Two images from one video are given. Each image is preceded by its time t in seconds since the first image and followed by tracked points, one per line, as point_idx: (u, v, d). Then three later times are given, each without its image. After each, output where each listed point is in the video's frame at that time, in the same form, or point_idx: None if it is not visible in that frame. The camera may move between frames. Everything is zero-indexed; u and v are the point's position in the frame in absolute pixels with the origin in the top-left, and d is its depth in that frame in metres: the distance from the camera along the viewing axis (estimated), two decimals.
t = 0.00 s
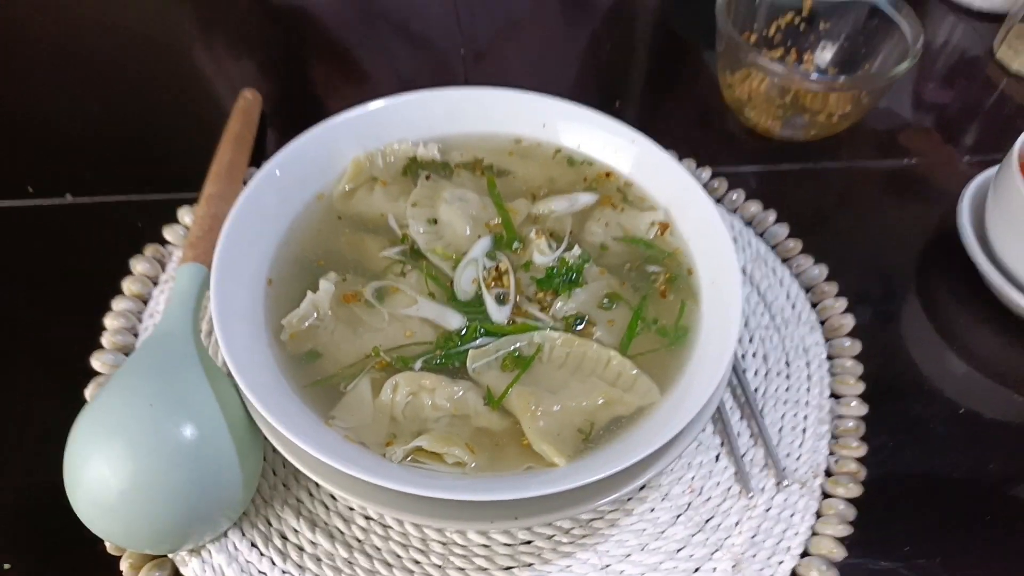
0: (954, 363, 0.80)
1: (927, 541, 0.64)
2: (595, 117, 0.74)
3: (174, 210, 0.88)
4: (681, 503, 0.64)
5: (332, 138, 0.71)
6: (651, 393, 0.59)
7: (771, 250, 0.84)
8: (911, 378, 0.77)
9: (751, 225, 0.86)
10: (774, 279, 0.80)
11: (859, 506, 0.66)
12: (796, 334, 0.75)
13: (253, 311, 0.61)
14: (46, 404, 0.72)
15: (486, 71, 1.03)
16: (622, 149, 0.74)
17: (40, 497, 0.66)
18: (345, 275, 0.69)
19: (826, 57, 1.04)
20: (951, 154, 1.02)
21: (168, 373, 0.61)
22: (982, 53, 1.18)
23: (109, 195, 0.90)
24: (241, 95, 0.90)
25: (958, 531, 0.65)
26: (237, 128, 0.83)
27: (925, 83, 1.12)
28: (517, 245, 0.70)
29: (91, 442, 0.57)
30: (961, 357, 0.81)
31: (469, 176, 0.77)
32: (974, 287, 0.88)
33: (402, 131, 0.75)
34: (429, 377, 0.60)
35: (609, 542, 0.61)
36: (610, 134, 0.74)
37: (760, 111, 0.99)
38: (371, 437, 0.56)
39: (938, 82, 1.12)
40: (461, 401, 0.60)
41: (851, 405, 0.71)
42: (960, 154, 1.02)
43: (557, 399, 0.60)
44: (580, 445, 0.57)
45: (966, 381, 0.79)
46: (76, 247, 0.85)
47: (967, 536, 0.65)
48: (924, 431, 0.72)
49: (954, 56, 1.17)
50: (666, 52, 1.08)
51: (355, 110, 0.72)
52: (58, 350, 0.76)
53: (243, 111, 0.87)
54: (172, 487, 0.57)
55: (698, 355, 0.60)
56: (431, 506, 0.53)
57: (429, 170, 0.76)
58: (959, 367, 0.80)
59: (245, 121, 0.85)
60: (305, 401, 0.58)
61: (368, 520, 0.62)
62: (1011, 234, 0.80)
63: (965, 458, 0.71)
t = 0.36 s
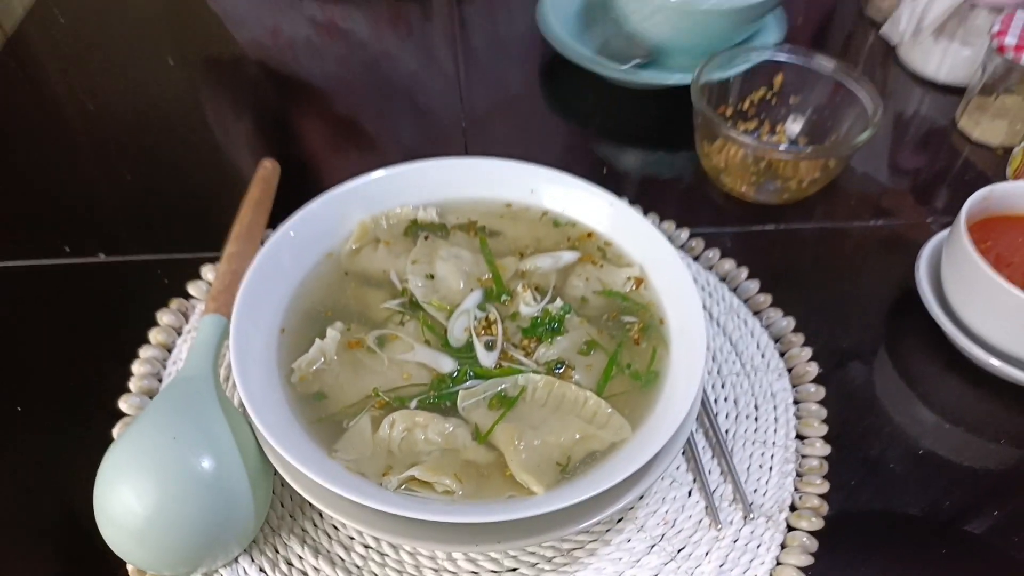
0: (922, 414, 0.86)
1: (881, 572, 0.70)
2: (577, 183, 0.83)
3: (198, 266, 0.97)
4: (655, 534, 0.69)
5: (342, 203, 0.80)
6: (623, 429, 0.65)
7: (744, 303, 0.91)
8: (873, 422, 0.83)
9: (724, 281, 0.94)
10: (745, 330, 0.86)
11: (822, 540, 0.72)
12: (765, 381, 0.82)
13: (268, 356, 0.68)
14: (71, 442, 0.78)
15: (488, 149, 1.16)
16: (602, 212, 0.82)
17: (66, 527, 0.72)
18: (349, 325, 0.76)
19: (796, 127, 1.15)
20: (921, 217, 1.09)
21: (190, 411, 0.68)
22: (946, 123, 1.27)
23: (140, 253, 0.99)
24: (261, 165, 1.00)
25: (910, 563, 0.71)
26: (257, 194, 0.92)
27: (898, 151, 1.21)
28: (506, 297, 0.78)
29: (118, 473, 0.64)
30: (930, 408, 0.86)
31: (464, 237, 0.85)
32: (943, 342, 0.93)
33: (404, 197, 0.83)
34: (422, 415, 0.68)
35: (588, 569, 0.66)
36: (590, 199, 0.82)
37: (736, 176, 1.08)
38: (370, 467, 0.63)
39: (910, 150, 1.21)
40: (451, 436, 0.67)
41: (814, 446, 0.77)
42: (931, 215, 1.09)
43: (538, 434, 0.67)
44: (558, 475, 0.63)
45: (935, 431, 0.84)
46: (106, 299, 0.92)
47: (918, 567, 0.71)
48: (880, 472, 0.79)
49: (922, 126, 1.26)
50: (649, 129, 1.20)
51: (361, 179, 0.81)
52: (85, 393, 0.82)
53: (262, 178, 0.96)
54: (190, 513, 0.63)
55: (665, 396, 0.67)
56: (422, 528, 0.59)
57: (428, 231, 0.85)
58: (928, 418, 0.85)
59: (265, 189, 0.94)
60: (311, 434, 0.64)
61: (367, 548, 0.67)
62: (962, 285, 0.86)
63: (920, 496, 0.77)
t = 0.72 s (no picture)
0: (909, 442, 0.89)
1: None
2: (573, 224, 0.89)
3: (215, 302, 1.02)
4: (648, 554, 0.72)
5: (352, 241, 0.86)
6: (615, 452, 0.69)
7: (735, 335, 0.95)
8: (859, 448, 0.87)
9: (716, 313, 0.98)
10: (735, 360, 0.91)
11: (811, 561, 0.75)
12: (754, 409, 0.85)
13: (280, 383, 0.73)
14: (93, 467, 0.82)
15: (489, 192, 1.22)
16: (596, 249, 0.88)
17: (87, 547, 0.75)
18: (357, 356, 0.81)
19: (784, 168, 1.20)
20: (908, 253, 1.13)
21: (206, 436, 0.72)
22: (930, 162, 1.32)
23: (160, 290, 1.04)
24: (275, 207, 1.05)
25: None
26: (271, 235, 0.98)
27: (886, 191, 1.26)
28: (505, 328, 0.83)
29: (139, 493, 0.68)
30: (916, 436, 0.90)
31: (466, 273, 0.89)
32: (928, 372, 0.97)
33: (409, 236, 0.89)
34: (425, 438, 0.71)
35: None
36: (585, 237, 0.88)
37: (726, 215, 1.14)
38: (374, 488, 0.67)
39: (897, 190, 1.26)
40: (453, 459, 0.71)
41: (802, 470, 0.80)
42: (918, 251, 1.14)
43: (533, 457, 0.70)
44: (553, 495, 0.67)
45: (922, 458, 0.87)
46: (126, 332, 0.97)
47: None
48: (866, 496, 0.82)
49: (909, 166, 1.31)
50: (642, 174, 1.26)
51: (369, 220, 0.87)
52: (106, 420, 0.87)
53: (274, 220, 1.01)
54: (206, 532, 0.66)
55: (655, 422, 0.71)
56: (424, 545, 0.63)
57: (431, 267, 0.90)
58: (915, 446, 0.88)
59: (279, 229, 1.00)
60: (320, 458, 0.68)
61: (373, 568, 0.71)
62: (941, 316, 0.90)
63: (904, 519, 0.80)
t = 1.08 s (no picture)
0: (929, 455, 0.87)
1: None
2: (585, 230, 0.88)
3: (223, 312, 1.01)
4: (667, 570, 0.70)
5: (363, 251, 0.86)
6: (632, 464, 0.68)
7: (750, 345, 0.94)
8: (878, 461, 0.85)
9: (731, 323, 0.97)
10: (751, 371, 0.89)
11: None
12: (772, 420, 0.84)
13: (292, 393, 0.72)
14: (99, 480, 0.81)
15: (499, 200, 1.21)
16: (610, 257, 0.87)
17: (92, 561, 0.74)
18: (368, 366, 0.79)
19: (797, 178, 1.17)
20: (922, 263, 1.12)
21: (214, 447, 0.70)
22: (943, 171, 1.31)
23: (168, 300, 1.03)
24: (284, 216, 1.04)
25: None
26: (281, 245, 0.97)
27: (898, 200, 1.24)
28: (518, 337, 0.81)
29: (147, 508, 0.66)
30: (936, 449, 0.88)
31: (478, 280, 0.88)
32: (946, 384, 0.95)
33: (421, 245, 0.89)
34: (438, 450, 0.70)
35: None
36: (600, 245, 0.87)
37: (739, 224, 1.13)
38: (387, 500, 0.65)
39: (909, 199, 1.25)
40: (467, 471, 0.69)
41: (823, 483, 0.78)
42: (933, 261, 1.12)
43: (550, 468, 0.68)
44: (570, 508, 0.65)
45: (944, 472, 0.85)
46: (134, 342, 0.96)
47: None
48: (888, 510, 0.80)
49: (921, 175, 1.30)
50: (652, 184, 1.26)
51: (381, 229, 0.86)
52: (113, 432, 0.86)
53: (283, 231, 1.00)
54: (215, 545, 0.65)
55: (673, 434, 0.69)
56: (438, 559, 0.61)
57: (443, 276, 0.88)
58: (935, 459, 0.87)
59: (288, 240, 0.99)
60: (332, 470, 0.67)
61: None
62: (958, 323, 0.89)
63: (927, 534, 0.78)
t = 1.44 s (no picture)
0: (941, 500, 0.86)
1: None
2: (590, 272, 0.88)
3: (227, 353, 1.01)
4: None
5: (369, 293, 0.85)
6: (641, 508, 0.67)
7: (757, 386, 0.93)
8: (890, 505, 0.84)
9: (737, 364, 0.96)
10: (758, 413, 0.88)
11: None
12: (781, 462, 0.83)
13: (295, 436, 0.71)
14: (98, 524, 0.80)
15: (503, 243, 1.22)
16: (616, 298, 0.87)
17: None
18: (373, 407, 0.79)
19: (800, 221, 1.20)
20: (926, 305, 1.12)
21: (216, 490, 0.69)
22: (944, 214, 1.32)
23: (171, 341, 1.03)
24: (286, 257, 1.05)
25: None
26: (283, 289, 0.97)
27: (900, 244, 1.25)
28: (524, 378, 0.81)
29: (147, 553, 0.65)
30: (949, 493, 0.86)
31: (483, 321, 0.89)
32: (956, 426, 0.94)
33: (425, 286, 0.89)
34: (444, 492, 0.69)
35: None
36: (605, 287, 0.87)
37: (743, 266, 1.13)
38: (390, 544, 0.64)
39: (911, 242, 1.25)
40: (472, 514, 0.68)
41: (834, 527, 0.77)
42: (937, 303, 1.12)
43: (557, 513, 0.68)
44: (577, 553, 0.64)
45: (957, 517, 0.84)
46: (137, 383, 0.96)
47: None
48: (902, 556, 0.78)
49: (922, 218, 1.31)
50: (655, 227, 1.27)
51: (385, 270, 0.86)
52: (113, 474, 0.85)
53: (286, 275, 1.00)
54: None
55: (682, 477, 0.68)
56: None
57: (448, 316, 0.88)
58: (947, 503, 0.85)
59: (294, 282, 0.99)
60: (335, 514, 0.66)
61: None
62: (966, 365, 0.88)
63: None
